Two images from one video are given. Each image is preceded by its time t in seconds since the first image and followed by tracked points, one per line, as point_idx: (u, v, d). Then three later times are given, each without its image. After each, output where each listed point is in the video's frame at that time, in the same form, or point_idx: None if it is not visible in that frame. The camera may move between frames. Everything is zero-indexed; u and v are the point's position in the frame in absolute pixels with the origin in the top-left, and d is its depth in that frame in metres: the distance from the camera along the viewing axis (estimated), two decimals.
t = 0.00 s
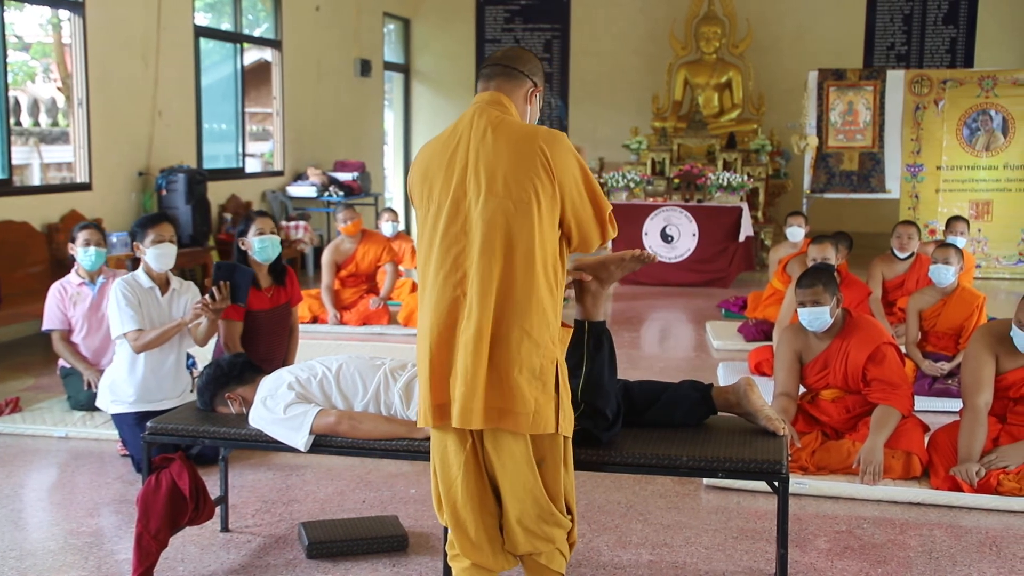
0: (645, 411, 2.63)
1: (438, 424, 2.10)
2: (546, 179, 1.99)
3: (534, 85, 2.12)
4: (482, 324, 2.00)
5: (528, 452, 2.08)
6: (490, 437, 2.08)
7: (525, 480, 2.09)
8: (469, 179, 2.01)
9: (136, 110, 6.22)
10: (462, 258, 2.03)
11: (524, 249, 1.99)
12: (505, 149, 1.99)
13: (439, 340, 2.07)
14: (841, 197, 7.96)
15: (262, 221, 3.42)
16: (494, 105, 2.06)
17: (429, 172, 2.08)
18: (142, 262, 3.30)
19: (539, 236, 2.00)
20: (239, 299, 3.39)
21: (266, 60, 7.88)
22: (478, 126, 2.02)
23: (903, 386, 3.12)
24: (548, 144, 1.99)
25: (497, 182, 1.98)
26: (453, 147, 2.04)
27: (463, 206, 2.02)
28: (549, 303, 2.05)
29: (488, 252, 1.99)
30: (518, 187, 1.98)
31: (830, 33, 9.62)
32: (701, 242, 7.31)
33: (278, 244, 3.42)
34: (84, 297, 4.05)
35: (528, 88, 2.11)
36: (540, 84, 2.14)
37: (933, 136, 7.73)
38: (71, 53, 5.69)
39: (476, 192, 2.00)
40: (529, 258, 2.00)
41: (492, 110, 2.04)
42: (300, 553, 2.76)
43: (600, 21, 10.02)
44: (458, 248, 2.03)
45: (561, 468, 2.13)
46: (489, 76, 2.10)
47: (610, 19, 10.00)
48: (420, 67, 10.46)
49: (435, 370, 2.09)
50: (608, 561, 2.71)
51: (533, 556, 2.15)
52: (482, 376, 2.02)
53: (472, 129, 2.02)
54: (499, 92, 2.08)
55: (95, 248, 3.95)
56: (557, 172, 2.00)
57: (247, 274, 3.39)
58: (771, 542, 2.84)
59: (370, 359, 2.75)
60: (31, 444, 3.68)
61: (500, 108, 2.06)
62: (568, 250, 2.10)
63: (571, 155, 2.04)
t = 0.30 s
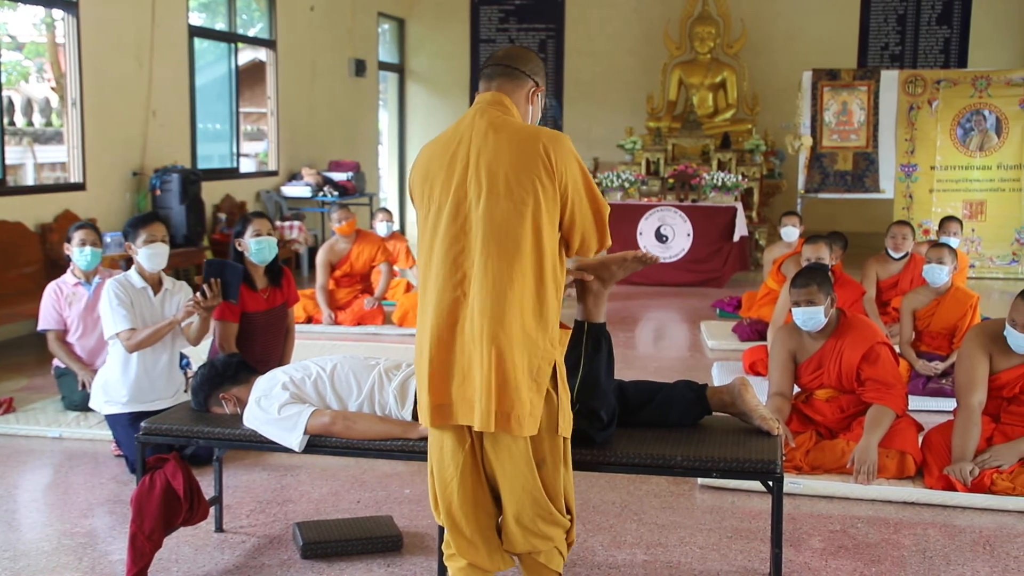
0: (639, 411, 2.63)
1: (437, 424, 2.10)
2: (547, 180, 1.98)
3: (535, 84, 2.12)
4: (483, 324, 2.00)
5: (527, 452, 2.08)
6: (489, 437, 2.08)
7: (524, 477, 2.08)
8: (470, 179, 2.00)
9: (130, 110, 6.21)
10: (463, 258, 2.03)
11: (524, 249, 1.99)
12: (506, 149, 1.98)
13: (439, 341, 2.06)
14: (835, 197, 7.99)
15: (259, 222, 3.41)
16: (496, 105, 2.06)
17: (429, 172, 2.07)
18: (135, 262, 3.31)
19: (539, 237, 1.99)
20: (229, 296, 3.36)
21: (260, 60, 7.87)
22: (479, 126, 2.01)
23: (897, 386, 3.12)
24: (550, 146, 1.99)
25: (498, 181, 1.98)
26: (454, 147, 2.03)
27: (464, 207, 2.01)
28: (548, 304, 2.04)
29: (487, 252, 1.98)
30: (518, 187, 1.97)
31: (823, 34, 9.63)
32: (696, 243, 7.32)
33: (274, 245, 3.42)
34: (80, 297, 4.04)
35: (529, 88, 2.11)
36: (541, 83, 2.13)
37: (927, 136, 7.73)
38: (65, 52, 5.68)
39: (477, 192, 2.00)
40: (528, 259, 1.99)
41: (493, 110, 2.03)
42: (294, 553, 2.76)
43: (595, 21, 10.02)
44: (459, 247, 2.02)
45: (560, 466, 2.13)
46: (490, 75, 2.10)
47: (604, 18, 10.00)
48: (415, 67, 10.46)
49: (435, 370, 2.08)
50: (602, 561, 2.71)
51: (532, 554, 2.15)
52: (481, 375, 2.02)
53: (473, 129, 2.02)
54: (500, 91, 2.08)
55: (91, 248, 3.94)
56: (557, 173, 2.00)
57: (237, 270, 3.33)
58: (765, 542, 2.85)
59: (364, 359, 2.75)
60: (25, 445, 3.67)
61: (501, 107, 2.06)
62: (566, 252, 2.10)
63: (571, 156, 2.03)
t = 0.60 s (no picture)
0: (635, 411, 2.63)
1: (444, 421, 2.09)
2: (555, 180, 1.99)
3: (550, 87, 2.12)
4: (489, 322, 2.00)
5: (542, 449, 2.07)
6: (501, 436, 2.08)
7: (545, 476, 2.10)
8: (479, 179, 2.00)
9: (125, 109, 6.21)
10: (469, 256, 2.02)
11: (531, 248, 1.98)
12: (515, 148, 1.98)
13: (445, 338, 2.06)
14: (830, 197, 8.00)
15: (255, 222, 3.37)
16: (509, 105, 2.05)
17: (440, 171, 2.07)
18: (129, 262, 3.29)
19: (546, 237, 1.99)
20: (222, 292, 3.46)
21: (255, 60, 7.87)
22: (490, 125, 2.01)
23: (892, 386, 3.13)
24: (559, 147, 1.99)
25: (506, 180, 1.98)
26: (464, 145, 2.03)
27: (473, 206, 2.01)
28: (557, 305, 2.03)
29: (493, 250, 1.98)
30: (525, 186, 1.98)
31: (818, 34, 9.64)
32: (691, 243, 7.33)
33: (270, 245, 3.40)
34: (74, 297, 4.03)
35: (544, 89, 2.11)
36: (557, 85, 2.14)
37: (921, 136, 7.76)
38: (59, 52, 5.67)
39: (484, 190, 2.00)
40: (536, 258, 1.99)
41: (505, 110, 2.04)
42: (289, 553, 2.76)
43: (590, 21, 10.03)
44: (466, 245, 2.02)
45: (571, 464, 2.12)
46: (505, 77, 2.11)
47: (599, 18, 10.00)
48: (410, 66, 10.46)
49: (440, 366, 2.08)
50: (597, 561, 2.71)
51: (568, 540, 2.18)
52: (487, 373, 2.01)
53: (484, 128, 2.02)
54: (514, 92, 2.09)
55: (85, 248, 3.93)
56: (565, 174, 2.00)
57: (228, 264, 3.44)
58: (761, 542, 2.85)
59: (360, 359, 2.75)
60: (20, 445, 3.66)
61: (515, 108, 2.06)
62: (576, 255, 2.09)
63: (580, 158, 2.03)
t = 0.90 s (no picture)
0: (635, 411, 2.63)
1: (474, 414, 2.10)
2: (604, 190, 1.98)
3: (610, 95, 2.13)
4: (529, 325, 2.00)
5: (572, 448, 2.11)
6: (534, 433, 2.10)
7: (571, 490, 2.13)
8: (530, 181, 2.00)
9: (125, 109, 6.20)
10: (512, 256, 2.02)
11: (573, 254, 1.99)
12: (568, 153, 1.98)
13: (485, 336, 2.07)
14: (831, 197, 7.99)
15: (258, 222, 3.37)
16: (568, 113, 2.06)
17: (493, 171, 2.07)
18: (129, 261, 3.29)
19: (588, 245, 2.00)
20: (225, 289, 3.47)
21: (255, 59, 7.86)
22: (546, 131, 2.02)
23: (892, 386, 3.13)
24: (613, 158, 1.99)
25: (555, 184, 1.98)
26: (518, 148, 2.03)
27: (522, 207, 2.01)
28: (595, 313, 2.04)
29: (536, 253, 1.99)
30: (573, 193, 1.98)
31: (818, 34, 9.64)
32: (691, 242, 7.33)
33: (273, 245, 3.40)
34: (74, 297, 4.03)
35: (603, 98, 2.12)
36: (617, 94, 2.14)
37: (921, 136, 7.76)
38: (59, 52, 5.67)
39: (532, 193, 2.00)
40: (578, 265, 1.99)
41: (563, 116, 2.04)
42: (290, 553, 2.76)
43: (590, 22, 10.03)
44: (511, 245, 2.02)
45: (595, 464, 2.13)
46: (566, 83, 2.11)
47: (599, 18, 10.00)
48: (410, 66, 10.46)
49: (477, 362, 2.09)
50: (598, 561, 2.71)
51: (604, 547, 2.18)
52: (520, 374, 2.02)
53: (541, 134, 2.02)
54: (573, 99, 2.09)
55: (85, 247, 3.93)
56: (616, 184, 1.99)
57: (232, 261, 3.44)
58: (761, 542, 2.85)
59: (360, 359, 2.75)
60: (20, 445, 3.66)
61: (573, 115, 2.06)
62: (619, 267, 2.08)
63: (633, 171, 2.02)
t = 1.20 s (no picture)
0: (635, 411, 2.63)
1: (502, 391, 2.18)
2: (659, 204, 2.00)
3: (698, 124, 2.17)
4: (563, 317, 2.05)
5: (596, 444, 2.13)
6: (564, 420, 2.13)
7: (595, 480, 2.14)
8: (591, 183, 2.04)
9: (125, 109, 6.21)
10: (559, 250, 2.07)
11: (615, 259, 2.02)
12: (632, 162, 2.01)
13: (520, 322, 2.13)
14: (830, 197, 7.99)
15: (261, 223, 3.38)
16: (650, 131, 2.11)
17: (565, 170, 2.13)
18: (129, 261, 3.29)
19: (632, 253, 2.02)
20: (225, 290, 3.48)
21: (255, 59, 7.86)
22: (625, 141, 2.05)
23: (892, 386, 3.14)
24: (677, 176, 2.01)
25: (612, 189, 2.01)
26: (595, 151, 2.07)
27: (581, 208, 2.04)
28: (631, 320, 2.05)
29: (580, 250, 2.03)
30: (628, 201, 2.00)
31: (818, 34, 9.65)
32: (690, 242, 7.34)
33: (276, 246, 3.40)
34: (74, 296, 4.03)
35: (691, 125, 2.16)
36: (705, 123, 2.17)
37: (921, 136, 7.77)
38: (59, 52, 5.67)
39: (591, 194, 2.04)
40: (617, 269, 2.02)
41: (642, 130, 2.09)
42: (290, 553, 2.76)
43: (589, 22, 10.03)
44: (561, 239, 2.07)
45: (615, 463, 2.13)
46: (657, 105, 2.17)
47: (599, 18, 10.00)
48: (409, 66, 10.46)
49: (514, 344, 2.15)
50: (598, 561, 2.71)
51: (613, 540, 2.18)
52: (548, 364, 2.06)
53: (616, 144, 2.06)
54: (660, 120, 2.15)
55: (85, 247, 3.93)
56: (673, 202, 2.00)
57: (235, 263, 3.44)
58: (761, 542, 2.85)
59: (360, 359, 2.75)
60: (20, 445, 3.66)
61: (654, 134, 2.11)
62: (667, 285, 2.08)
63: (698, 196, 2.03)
